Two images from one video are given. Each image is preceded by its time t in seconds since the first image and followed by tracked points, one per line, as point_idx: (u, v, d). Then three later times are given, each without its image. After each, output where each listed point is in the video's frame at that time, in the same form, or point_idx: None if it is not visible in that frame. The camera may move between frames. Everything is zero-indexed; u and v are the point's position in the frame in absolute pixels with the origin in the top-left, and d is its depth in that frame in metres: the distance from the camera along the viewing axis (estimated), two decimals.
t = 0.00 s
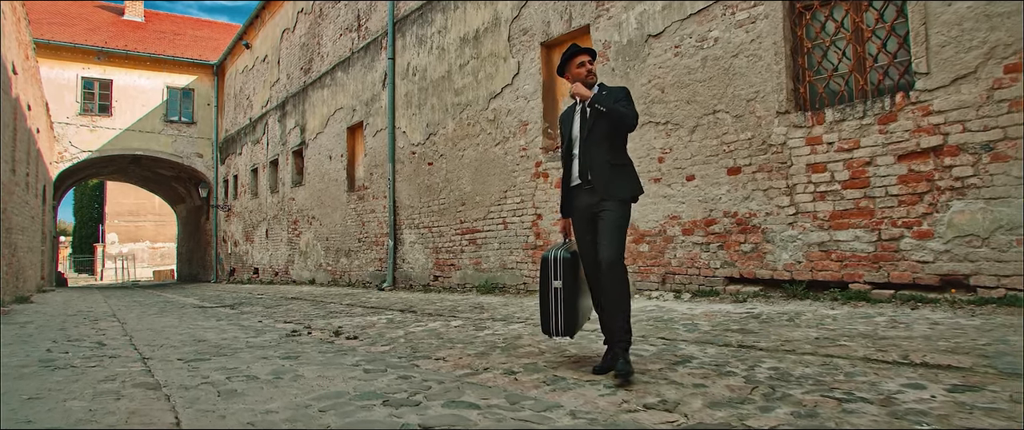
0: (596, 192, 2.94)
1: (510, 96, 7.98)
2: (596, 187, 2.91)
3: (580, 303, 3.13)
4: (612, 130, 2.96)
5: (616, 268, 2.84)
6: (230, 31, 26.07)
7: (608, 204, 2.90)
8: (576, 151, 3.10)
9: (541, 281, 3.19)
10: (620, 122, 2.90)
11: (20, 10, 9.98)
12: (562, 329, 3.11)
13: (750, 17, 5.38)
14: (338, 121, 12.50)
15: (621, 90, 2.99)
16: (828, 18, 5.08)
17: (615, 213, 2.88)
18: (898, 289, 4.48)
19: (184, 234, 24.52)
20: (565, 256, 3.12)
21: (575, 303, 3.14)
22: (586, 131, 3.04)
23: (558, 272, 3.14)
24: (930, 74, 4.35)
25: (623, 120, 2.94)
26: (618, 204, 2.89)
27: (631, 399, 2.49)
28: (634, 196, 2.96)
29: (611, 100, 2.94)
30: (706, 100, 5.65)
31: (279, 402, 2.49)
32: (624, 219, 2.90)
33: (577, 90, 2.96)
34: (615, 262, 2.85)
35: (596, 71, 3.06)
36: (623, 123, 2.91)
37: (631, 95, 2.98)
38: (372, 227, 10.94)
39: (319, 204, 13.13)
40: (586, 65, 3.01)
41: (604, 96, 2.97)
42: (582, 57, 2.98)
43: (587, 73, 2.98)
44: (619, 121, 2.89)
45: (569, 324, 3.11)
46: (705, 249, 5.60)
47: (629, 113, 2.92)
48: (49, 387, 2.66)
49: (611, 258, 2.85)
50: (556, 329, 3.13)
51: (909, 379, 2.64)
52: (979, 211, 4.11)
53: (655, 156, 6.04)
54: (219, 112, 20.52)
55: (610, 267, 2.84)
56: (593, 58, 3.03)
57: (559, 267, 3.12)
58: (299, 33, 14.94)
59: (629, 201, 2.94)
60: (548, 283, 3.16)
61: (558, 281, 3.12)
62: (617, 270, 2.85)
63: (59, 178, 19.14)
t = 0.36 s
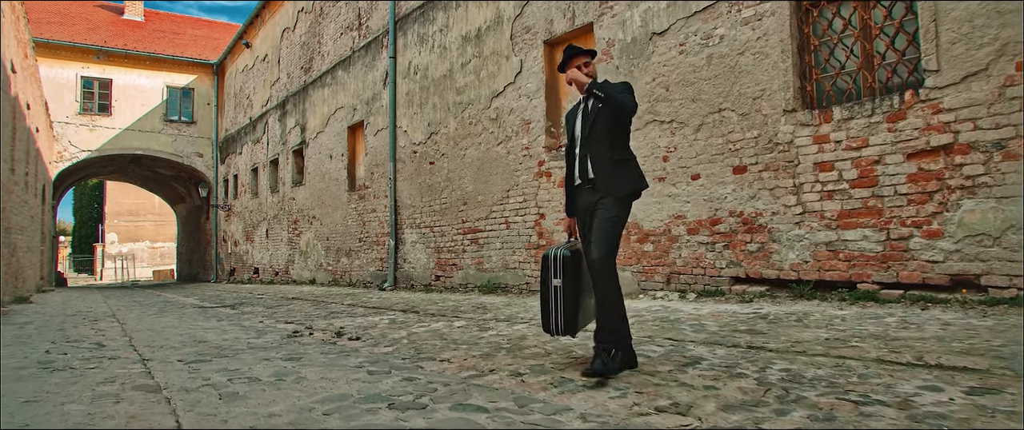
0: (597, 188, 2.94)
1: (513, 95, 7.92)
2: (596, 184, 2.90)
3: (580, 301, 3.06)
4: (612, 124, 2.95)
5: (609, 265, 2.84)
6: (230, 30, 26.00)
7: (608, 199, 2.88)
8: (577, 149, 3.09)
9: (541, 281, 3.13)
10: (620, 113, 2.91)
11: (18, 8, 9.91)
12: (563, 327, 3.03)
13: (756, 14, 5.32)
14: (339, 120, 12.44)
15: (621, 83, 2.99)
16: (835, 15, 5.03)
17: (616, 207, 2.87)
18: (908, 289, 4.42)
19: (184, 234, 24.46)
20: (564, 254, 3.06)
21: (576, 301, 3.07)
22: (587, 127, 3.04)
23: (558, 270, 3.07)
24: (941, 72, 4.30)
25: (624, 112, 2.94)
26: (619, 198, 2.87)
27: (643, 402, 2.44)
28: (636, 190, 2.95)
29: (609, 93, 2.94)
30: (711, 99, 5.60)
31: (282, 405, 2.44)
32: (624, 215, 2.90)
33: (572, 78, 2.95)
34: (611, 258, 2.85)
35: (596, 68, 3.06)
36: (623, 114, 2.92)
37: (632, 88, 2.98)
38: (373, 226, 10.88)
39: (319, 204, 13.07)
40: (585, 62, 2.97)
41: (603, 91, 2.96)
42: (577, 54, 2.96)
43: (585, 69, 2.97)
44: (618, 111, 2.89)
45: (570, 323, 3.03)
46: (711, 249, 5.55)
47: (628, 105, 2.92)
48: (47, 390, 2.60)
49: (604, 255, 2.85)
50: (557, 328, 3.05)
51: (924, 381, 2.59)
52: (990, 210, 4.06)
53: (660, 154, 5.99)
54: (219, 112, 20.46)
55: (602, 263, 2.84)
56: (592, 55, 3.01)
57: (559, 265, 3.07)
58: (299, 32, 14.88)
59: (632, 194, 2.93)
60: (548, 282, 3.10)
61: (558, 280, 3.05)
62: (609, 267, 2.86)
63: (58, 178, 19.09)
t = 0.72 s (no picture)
0: (598, 188, 2.93)
1: (515, 94, 7.87)
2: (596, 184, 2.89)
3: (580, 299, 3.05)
4: (610, 121, 2.93)
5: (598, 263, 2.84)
6: (230, 30, 25.95)
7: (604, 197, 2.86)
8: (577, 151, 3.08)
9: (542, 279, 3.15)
10: (617, 108, 2.89)
11: (17, 8, 9.84)
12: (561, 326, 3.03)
13: (762, 12, 5.28)
14: (340, 120, 12.39)
15: (618, 81, 2.99)
16: (842, 13, 4.99)
17: (611, 205, 2.85)
18: (916, 290, 4.38)
19: (184, 234, 24.41)
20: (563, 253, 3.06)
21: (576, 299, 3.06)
22: (587, 128, 3.03)
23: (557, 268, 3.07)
24: (950, 70, 4.26)
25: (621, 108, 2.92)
26: (618, 196, 2.84)
27: (654, 405, 2.39)
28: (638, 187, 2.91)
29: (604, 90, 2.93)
30: (716, 98, 5.55)
31: (285, 409, 2.39)
32: (620, 213, 2.87)
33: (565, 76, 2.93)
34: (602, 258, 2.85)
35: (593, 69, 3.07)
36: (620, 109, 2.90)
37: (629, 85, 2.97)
38: (374, 227, 10.83)
39: (320, 204, 13.02)
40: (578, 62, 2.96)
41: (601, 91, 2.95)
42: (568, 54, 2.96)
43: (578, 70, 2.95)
44: (612, 109, 2.88)
45: (569, 321, 3.03)
46: (716, 249, 5.50)
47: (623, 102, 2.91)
48: (45, 393, 2.55)
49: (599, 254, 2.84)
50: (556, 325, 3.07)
51: (941, 383, 2.54)
52: (1001, 210, 4.01)
53: (664, 154, 5.95)
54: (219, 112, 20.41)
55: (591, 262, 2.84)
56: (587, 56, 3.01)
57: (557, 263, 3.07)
58: (300, 32, 14.83)
59: (632, 190, 2.89)
60: (548, 280, 3.11)
61: (558, 278, 3.06)
62: (600, 266, 2.85)
63: (58, 178, 19.04)
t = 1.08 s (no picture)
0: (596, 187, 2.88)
1: (518, 93, 7.83)
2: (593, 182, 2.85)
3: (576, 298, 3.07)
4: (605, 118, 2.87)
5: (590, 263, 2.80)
6: (230, 30, 25.90)
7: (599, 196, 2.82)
8: (577, 151, 3.03)
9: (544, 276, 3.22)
10: (607, 104, 2.84)
11: (17, 7, 9.78)
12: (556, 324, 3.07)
13: (768, 10, 5.23)
14: (341, 120, 12.34)
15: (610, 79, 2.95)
16: (850, 11, 4.94)
17: (604, 204, 2.80)
18: (926, 291, 4.32)
19: (184, 235, 24.35)
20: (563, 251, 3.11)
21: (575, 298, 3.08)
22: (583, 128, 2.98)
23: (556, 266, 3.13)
24: (961, 68, 4.21)
25: (613, 103, 2.86)
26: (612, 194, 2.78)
27: (667, 409, 2.34)
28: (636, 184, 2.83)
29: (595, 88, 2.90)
30: (722, 96, 5.51)
31: (290, 412, 2.34)
32: (617, 213, 2.81)
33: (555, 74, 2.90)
34: (594, 258, 2.81)
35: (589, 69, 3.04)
36: (611, 104, 2.85)
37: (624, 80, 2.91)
38: (375, 227, 10.78)
39: (321, 204, 12.97)
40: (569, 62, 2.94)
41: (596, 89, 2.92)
42: (556, 56, 2.95)
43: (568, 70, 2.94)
44: (604, 105, 2.83)
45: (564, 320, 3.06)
46: (722, 249, 5.45)
47: (614, 97, 2.86)
48: (45, 397, 2.50)
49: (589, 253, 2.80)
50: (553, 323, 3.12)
51: (959, 386, 2.49)
52: (1013, 209, 3.96)
53: (669, 153, 5.90)
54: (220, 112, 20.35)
55: (581, 262, 2.82)
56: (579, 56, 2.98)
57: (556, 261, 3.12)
58: (301, 31, 14.78)
59: (629, 188, 2.80)
60: (548, 277, 3.17)
61: (554, 275, 3.11)
62: (591, 266, 2.81)
63: (58, 178, 19.00)
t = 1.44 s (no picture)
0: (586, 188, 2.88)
1: (521, 92, 7.79)
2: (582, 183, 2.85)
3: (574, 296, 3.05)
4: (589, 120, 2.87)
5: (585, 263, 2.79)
6: (231, 29, 25.85)
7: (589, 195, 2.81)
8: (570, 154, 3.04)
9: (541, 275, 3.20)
10: (586, 105, 2.84)
11: (17, 5, 9.73)
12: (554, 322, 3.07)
13: (775, 8, 5.19)
14: (342, 119, 12.29)
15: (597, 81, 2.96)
16: (858, 8, 4.89)
17: (592, 203, 2.79)
18: (936, 291, 4.28)
19: (185, 234, 24.31)
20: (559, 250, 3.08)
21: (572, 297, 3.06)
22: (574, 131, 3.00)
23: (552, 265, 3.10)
24: (972, 65, 4.16)
25: (593, 105, 2.86)
26: (599, 194, 2.76)
27: (679, 411, 2.30)
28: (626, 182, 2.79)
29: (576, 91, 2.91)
30: (728, 95, 5.46)
31: (296, 415, 2.29)
32: (609, 212, 2.79)
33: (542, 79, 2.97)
34: (588, 258, 2.79)
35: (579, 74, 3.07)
36: (590, 106, 2.84)
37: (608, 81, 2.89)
38: (377, 226, 10.73)
39: (321, 203, 12.93)
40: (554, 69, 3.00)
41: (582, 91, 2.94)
42: (542, 63, 3.02)
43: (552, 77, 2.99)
44: (586, 106, 2.84)
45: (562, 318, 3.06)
46: (728, 249, 5.41)
47: (593, 98, 2.86)
48: (45, 399, 2.45)
49: (581, 252, 2.80)
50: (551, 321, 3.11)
51: (977, 388, 2.45)
52: None
53: (674, 152, 5.85)
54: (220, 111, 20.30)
55: (575, 262, 2.81)
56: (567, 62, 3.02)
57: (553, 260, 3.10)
58: (301, 30, 14.74)
59: (616, 187, 2.77)
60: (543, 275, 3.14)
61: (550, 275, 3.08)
62: (584, 265, 2.80)
63: (58, 178, 18.95)
